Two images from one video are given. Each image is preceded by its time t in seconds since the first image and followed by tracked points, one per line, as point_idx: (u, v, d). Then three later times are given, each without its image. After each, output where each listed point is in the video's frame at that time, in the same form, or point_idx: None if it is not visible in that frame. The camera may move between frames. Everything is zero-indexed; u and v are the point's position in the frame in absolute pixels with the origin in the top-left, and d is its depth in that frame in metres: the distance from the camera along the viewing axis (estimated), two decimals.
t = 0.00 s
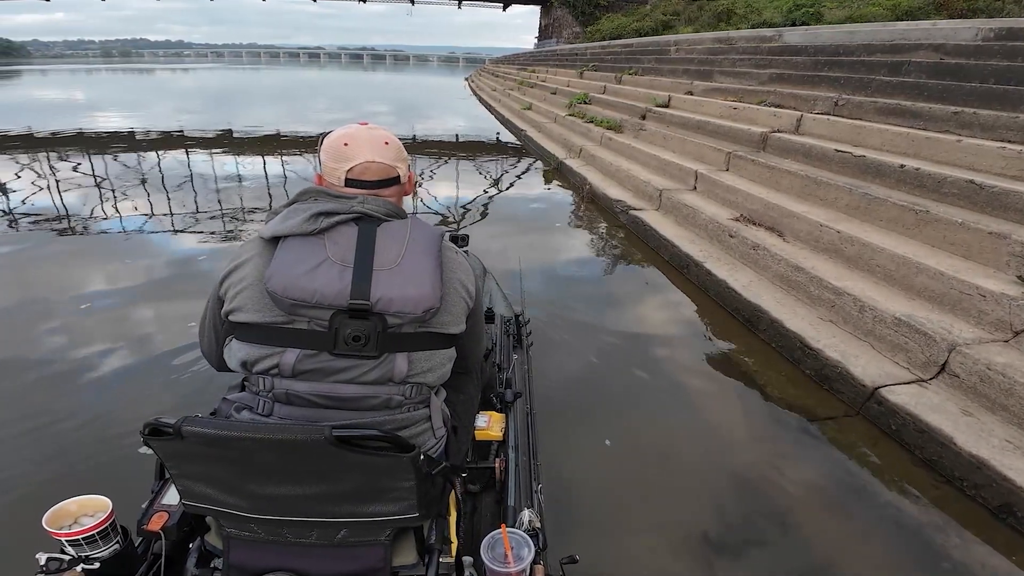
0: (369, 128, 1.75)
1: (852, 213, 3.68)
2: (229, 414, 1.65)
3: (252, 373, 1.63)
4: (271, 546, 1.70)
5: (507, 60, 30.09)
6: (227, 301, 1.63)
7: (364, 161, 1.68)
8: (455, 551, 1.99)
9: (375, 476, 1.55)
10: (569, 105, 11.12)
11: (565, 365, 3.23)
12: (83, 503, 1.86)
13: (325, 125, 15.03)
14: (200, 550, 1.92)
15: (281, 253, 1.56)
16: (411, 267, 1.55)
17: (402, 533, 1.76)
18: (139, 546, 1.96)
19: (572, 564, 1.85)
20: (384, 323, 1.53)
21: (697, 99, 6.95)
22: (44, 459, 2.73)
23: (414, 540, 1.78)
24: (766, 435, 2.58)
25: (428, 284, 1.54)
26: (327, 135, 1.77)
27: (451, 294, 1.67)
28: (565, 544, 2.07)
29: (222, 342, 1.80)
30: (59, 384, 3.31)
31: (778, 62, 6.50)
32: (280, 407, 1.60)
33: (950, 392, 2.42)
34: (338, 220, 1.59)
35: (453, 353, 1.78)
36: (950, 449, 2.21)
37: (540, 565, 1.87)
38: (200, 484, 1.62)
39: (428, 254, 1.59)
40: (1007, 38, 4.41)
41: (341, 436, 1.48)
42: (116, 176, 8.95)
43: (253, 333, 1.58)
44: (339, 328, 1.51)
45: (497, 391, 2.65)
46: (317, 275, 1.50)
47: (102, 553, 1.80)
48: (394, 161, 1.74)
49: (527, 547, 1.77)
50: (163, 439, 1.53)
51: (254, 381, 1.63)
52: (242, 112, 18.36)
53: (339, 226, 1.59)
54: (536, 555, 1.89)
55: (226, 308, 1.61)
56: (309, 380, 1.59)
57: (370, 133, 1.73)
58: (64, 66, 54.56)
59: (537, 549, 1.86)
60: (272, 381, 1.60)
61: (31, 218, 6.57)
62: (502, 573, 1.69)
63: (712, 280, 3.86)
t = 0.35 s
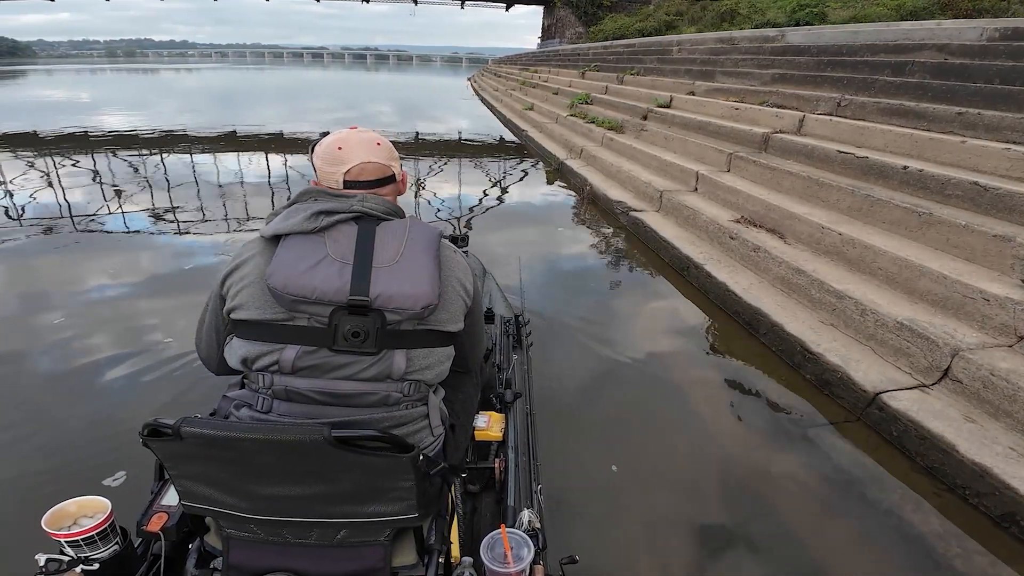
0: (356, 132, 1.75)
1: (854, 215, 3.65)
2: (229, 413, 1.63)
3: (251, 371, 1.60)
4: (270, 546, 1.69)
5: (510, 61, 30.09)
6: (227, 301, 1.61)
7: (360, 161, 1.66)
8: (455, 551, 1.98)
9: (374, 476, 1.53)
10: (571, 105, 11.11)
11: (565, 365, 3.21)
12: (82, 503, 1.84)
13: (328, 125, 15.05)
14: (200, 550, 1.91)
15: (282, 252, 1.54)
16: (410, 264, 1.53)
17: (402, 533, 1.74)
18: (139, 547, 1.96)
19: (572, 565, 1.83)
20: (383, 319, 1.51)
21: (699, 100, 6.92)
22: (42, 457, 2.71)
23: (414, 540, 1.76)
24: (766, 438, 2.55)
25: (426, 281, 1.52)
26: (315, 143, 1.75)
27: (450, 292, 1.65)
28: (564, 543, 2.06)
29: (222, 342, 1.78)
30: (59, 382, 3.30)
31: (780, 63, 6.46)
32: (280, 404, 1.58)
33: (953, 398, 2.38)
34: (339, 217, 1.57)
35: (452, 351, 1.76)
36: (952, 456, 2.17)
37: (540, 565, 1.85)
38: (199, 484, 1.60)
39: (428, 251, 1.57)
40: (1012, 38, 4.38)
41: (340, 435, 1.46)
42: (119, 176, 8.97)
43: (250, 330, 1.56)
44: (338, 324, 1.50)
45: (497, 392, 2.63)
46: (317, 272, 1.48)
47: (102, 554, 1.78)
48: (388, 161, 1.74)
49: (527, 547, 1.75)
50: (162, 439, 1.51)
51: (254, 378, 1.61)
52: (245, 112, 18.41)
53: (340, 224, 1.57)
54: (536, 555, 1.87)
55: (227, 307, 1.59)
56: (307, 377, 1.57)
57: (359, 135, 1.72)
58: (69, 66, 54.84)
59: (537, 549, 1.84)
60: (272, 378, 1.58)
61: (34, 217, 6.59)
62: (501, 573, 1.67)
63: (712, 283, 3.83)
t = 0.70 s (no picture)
0: (350, 133, 1.74)
1: (857, 217, 3.62)
2: (229, 415, 1.62)
3: (252, 373, 1.59)
4: (272, 547, 1.67)
5: (513, 61, 30.10)
6: (227, 302, 1.60)
7: (358, 162, 1.65)
8: (456, 553, 1.96)
9: (375, 476, 1.52)
10: (573, 105, 11.09)
11: (566, 366, 3.19)
12: (84, 505, 1.83)
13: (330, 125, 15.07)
14: (202, 551, 1.88)
15: (282, 253, 1.52)
16: (411, 266, 1.51)
17: (404, 533, 1.72)
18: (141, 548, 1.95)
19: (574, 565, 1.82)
20: (384, 322, 1.49)
21: (702, 100, 6.89)
22: (41, 458, 2.70)
23: (415, 540, 1.74)
24: (767, 444, 2.52)
25: (428, 283, 1.51)
26: (310, 147, 1.74)
27: (451, 293, 1.63)
28: (565, 544, 2.05)
29: (222, 344, 1.77)
30: (59, 383, 3.29)
31: (783, 63, 6.43)
32: (280, 406, 1.57)
33: (957, 405, 2.35)
34: (339, 220, 1.55)
35: (453, 352, 1.74)
36: (956, 464, 2.14)
37: (541, 565, 1.84)
38: (200, 486, 1.59)
39: (429, 253, 1.56)
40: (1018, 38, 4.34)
41: (340, 436, 1.45)
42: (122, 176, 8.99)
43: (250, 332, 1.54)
44: (339, 325, 1.49)
45: (497, 391, 2.62)
46: (318, 274, 1.47)
47: (103, 556, 1.77)
48: (385, 161, 1.73)
49: (529, 547, 1.73)
50: (163, 441, 1.50)
51: (254, 381, 1.60)
52: (248, 111, 18.43)
53: (341, 226, 1.55)
54: (537, 554, 1.86)
55: (227, 309, 1.58)
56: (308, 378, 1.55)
57: (354, 136, 1.71)
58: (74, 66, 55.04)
59: (538, 549, 1.83)
60: (272, 380, 1.57)
61: (37, 217, 6.60)
62: (502, 573, 1.65)
63: (713, 286, 3.80)
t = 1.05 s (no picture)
0: (363, 123, 1.67)
1: (861, 219, 3.59)
2: (225, 420, 1.58)
3: (250, 381, 1.57)
4: (270, 547, 1.65)
5: (516, 62, 30.10)
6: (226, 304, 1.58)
7: (354, 158, 1.60)
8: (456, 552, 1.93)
9: (374, 476, 1.50)
10: (575, 106, 11.07)
11: (564, 367, 3.19)
12: (82, 506, 1.80)
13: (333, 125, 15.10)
14: (201, 552, 1.85)
15: (285, 260, 1.50)
16: (417, 280, 1.48)
17: (403, 533, 1.70)
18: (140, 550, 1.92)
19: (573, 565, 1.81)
20: (388, 336, 1.46)
21: (705, 100, 6.86)
22: (38, 456, 2.69)
23: (415, 540, 1.72)
24: (769, 449, 2.49)
25: (434, 299, 1.48)
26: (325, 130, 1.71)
27: (455, 306, 1.61)
28: (564, 545, 2.04)
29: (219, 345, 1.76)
30: (57, 381, 3.28)
31: (787, 64, 6.39)
32: (278, 415, 1.54)
33: (963, 412, 2.32)
34: (344, 226, 1.51)
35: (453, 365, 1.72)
36: (961, 474, 2.10)
37: (540, 565, 1.82)
38: (198, 486, 1.57)
39: (436, 266, 1.53)
40: None
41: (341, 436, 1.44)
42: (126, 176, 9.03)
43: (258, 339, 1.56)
44: (341, 339, 1.44)
45: (496, 391, 2.61)
46: (320, 284, 1.43)
47: (101, 556, 1.75)
48: (388, 158, 1.65)
49: (528, 547, 1.71)
50: (163, 441, 1.49)
51: (252, 390, 1.57)
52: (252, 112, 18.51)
53: (345, 233, 1.52)
54: (537, 554, 1.84)
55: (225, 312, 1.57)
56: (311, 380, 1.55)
57: (363, 127, 1.64)
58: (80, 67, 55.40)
59: (537, 549, 1.81)
60: (270, 389, 1.54)
61: (40, 216, 6.63)
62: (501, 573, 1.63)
63: (715, 288, 3.77)
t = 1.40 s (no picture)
0: (356, 114, 1.61)
1: (864, 220, 3.54)
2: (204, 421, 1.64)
3: (228, 382, 1.59)
4: (257, 546, 1.63)
5: (519, 62, 30.09)
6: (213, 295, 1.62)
7: (340, 155, 1.57)
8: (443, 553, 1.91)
9: (362, 476, 1.49)
10: (578, 105, 11.03)
11: (558, 366, 3.19)
12: (65, 503, 1.80)
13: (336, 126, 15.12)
14: (184, 550, 1.85)
15: (257, 263, 1.49)
16: (396, 295, 1.44)
17: (391, 532, 1.69)
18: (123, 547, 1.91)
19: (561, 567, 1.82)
20: (358, 349, 1.43)
21: (707, 100, 6.81)
22: (29, 454, 2.68)
23: (403, 539, 1.71)
24: (766, 454, 2.46)
25: (411, 315, 1.43)
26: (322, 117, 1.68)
27: (436, 319, 1.57)
28: (552, 545, 2.05)
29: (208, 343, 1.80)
30: (52, 378, 3.27)
31: (791, 63, 6.34)
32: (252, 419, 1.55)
33: (965, 419, 2.27)
34: (319, 233, 1.49)
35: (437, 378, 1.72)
36: (962, 483, 2.06)
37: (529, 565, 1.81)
38: (183, 483, 1.56)
39: (418, 280, 1.48)
40: None
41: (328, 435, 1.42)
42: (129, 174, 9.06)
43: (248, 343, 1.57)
44: (308, 349, 1.42)
45: (487, 391, 2.59)
46: (287, 293, 1.42)
47: (84, 554, 1.73)
48: (377, 154, 1.59)
49: (516, 547, 1.71)
50: (147, 438, 1.47)
51: (230, 390, 1.60)
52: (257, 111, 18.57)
53: (321, 239, 1.51)
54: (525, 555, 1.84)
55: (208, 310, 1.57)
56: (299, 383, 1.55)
57: (354, 120, 1.59)
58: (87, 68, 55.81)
59: (526, 549, 1.81)
60: (245, 393, 1.56)
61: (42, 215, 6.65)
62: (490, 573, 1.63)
63: (714, 291, 3.73)
